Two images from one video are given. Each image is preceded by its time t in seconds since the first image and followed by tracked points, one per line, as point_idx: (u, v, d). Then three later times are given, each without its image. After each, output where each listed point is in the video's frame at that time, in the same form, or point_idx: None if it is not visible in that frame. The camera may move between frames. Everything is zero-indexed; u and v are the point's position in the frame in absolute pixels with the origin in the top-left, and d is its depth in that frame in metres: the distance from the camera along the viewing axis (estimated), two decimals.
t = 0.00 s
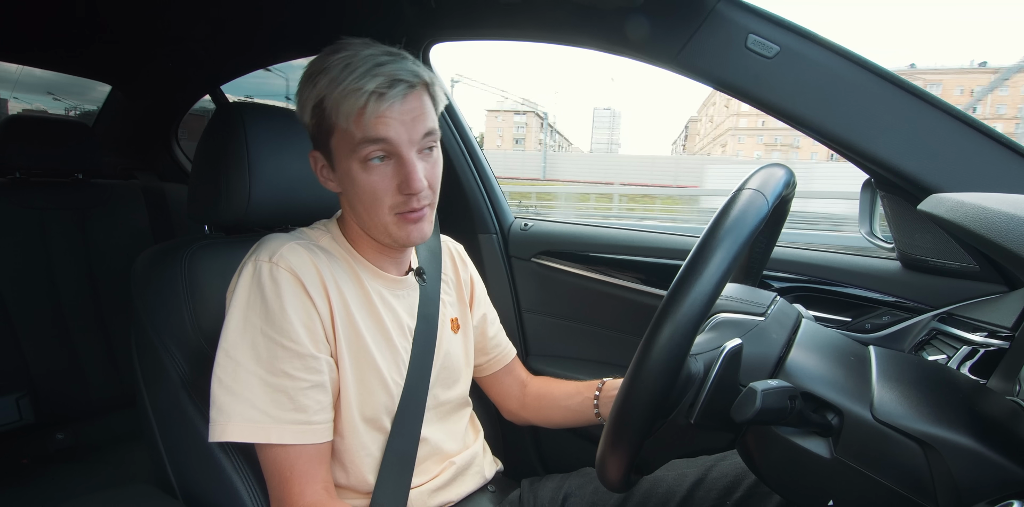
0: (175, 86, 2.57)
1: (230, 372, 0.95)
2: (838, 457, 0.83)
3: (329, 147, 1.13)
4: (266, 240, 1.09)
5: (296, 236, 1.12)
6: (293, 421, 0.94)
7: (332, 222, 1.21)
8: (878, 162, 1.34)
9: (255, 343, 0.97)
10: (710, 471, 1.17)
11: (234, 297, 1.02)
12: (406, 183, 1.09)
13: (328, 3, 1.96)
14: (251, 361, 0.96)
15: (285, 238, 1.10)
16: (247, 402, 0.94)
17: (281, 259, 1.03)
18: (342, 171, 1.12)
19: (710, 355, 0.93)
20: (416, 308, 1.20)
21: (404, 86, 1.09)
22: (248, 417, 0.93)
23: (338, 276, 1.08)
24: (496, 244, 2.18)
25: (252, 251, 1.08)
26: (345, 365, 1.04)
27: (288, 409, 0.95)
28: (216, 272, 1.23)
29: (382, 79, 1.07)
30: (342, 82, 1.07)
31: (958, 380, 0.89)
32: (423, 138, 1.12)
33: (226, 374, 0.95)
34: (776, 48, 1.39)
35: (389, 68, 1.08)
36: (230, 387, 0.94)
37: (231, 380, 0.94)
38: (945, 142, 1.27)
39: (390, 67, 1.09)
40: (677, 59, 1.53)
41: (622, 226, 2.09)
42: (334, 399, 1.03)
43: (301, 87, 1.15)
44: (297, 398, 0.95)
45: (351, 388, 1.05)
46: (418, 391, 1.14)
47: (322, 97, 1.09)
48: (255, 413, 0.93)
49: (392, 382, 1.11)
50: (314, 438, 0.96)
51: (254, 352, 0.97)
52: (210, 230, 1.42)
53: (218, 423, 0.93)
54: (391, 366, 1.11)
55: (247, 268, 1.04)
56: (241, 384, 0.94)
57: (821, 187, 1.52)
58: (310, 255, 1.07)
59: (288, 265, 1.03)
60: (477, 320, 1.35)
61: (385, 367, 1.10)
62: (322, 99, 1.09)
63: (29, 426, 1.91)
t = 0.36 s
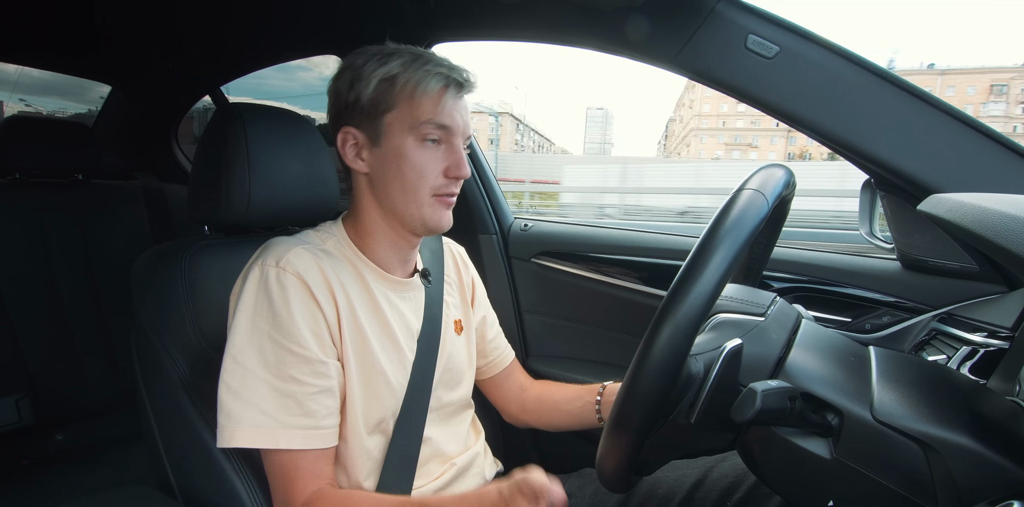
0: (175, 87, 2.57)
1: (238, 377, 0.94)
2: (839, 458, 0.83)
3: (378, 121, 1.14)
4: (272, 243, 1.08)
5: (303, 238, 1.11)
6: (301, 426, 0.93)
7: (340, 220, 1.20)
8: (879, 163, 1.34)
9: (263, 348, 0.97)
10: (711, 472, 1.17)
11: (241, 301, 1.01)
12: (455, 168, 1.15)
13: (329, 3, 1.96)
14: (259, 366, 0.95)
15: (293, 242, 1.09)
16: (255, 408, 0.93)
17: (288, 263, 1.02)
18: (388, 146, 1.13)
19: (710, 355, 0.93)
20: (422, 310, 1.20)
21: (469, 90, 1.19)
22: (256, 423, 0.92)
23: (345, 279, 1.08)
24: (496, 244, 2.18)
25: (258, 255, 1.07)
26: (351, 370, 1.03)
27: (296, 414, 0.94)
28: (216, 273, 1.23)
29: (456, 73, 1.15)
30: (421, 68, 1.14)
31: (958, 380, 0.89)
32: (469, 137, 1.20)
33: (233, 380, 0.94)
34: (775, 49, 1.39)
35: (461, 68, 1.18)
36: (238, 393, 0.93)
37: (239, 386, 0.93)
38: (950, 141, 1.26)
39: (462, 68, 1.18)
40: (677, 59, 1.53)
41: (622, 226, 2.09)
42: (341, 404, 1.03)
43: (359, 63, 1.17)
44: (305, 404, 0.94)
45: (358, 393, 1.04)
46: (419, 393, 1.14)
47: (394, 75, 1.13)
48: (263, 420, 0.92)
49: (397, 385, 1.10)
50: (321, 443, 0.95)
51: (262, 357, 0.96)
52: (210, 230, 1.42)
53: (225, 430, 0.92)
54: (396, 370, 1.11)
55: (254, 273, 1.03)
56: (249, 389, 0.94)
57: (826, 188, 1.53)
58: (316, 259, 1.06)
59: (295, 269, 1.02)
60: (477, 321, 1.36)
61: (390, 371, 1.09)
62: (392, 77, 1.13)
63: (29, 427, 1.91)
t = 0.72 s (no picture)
0: (176, 86, 2.57)
1: (250, 348, 0.92)
2: (839, 457, 0.83)
3: (384, 112, 1.20)
4: (280, 230, 1.09)
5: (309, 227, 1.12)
6: (312, 391, 0.88)
7: (345, 216, 1.21)
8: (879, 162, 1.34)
9: (272, 320, 0.94)
10: (711, 471, 1.17)
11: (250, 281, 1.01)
12: (461, 142, 1.18)
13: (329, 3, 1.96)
14: (267, 336, 0.93)
15: (298, 228, 1.09)
16: (265, 376, 0.89)
17: (297, 243, 1.03)
18: (395, 129, 1.17)
19: (710, 355, 0.93)
20: (424, 308, 1.19)
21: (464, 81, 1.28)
22: (268, 390, 0.88)
23: (350, 265, 1.08)
24: (496, 244, 2.18)
25: (265, 241, 1.07)
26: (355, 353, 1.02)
27: (306, 378, 0.89)
28: (215, 273, 1.23)
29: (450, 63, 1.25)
30: (418, 62, 1.24)
31: (958, 380, 0.89)
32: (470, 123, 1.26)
33: (246, 352, 0.92)
34: (776, 48, 1.39)
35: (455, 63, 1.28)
36: (250, 364, 0.91)
37: (251, 358, 0.91)
38: (949, 137, 1.26)
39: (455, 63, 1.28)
40: (677, 58, 1.53)
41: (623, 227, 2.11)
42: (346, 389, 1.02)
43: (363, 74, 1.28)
44: (315, 367, 0.90)
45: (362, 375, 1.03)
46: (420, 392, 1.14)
47: (394, 73, 1.23)
48: (273, 386, 0.88)
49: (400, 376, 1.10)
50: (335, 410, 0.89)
51: (271, 327, 0.94)
52: (210, 230, 1.42)
53: (237, 402, 0.89)
54: (397, 362, 1.10)
55: (262, 254, 1.04)
56: (259, 360, 0.91)
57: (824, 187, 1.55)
58: (323, 243, 1.07)
59: (303, 248, 1.02)
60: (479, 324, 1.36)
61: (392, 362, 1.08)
62: (392, 74, 1.23)
63: (29, 426, 1.91)
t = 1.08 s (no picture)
0: (176, 86, 2.57)
1: (276, 324, 0.93)
2: (839, 457, 0.83)
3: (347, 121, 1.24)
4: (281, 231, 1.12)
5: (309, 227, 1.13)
6: (348, 356, 0.90)
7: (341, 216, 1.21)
8: (879, 162, 1.34)
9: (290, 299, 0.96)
10: (711, 472, 1.17)
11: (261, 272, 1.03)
12: (410, 136, 1.17)
13: (329, 3, 1.95)
14: (289, 312, 0.94)
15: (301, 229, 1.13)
16: (297, 343, 0.89)
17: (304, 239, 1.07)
18: (354, 139, 1.22)
19: (710, 355, 0.93)
20: (420, 308, 1.19)
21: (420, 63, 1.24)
22: (306, 355, 0.88)
23: (351, 262, 1.10)
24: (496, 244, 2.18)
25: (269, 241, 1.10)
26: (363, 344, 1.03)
27: (338, 345, 0.91)
28: (215, 273, 1.23)
29: (395, 48, 1.21)
30: (362, 58, 1.23)
31: (957, 379, 0.89)
32: (430, 109, 1.23)
33: (273, 329, 0.93)
34: (776, 48, 1.39)
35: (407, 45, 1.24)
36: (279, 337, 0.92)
37: (275, 332, 0.93)
38: (949, 138, 1.26)
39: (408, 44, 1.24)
40: (677, 59, 1.53)
41: (623, 226, 2.10)
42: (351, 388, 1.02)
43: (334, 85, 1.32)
44: (344, 336, 0.93)
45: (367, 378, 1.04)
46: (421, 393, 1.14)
47: (347, 77, 1.25)
48: (307, 352, 0.88)
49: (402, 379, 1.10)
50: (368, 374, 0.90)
51: (290, 305, 0.95)
52: (209, 230, 1.42)
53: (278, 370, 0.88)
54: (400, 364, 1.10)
55: (270, 249, 1.06)
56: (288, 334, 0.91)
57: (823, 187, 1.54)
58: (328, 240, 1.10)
59: (312, 243, 1.07)
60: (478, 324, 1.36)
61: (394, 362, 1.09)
62: (346, 79, 1.25)
63: (30, 426, 1.91)
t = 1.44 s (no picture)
0: (175, 85, 2.57)
1: (237, 391, 0.94)
2: (839, 457, 0.83)
3: (379, 124, 1.11)
4: (265, 255, 1.07)
5: (298, 248, 1.09)
6: (303, 439, 0.93)
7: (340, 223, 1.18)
8: (879, 162, 1.34)
9: (259, 363, 0.96)
10: (710, 471, 1.17)
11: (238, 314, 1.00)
12: (456, 168, 1.11)
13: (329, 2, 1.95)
14: (256, 381, 0.95)
15: (286, 253, 1.07)
16: (255, 421, 0.93)
17: (280, 277, 1.01)
18: (388, 149, 1.11)
19: (710, 355, 0.93)
20: (421, 311, 1.18)
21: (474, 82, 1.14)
22: (258, 437, 0.92)
23: (340, 286, 1.06)
24: (496, 243, 2.18)
25: (251, 268, 1.05)
26: (351, 376, 1.02)
27: (296, 427, 0.93)
28: (215, 273, 1.23)
29: (458, 69, 1.11)
30: (420, 64, 1.10)
31: (958, 379, 0.89)
32: (473, 134, 1.16)
33: (234, 395, 0.94)
34: (776, 48, 1.39)
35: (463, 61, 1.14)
36: (240, 407, 0.93)
37: (237, 400, 0.94)
38: (950, 141, 1.26)
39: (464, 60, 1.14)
40: (677, 58, 1.53)
41: (625, 226, 2.08)
42: (341, 415, 1.03)
43: (359, 62, 1.13)
44: (303, 415, 0.93)
45: (359, 402, 1.03)
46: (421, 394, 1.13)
47: (392, 75, 1.10)
48: (262, 433, 0.92)
49: (402, 391, 1.09)
50: (321, 455, 0.94)
51: (258, 371, 0.95)
52: (209, 229, 1.42)
53: (229, 444, 0.93)
54: (401, 371, 1.10)
55: (246, 288, 1.01)
56: (251, 405, 0.94)
57: (824, 185, 1.53)
58: (308, 271, 1.04)
59: (287, 282, 1.00)
60: (478, 325, 1.35)
61: (394, 374, 1.08)
62: (391, 77, 1.10)
63: (30, 425, 1.92)
